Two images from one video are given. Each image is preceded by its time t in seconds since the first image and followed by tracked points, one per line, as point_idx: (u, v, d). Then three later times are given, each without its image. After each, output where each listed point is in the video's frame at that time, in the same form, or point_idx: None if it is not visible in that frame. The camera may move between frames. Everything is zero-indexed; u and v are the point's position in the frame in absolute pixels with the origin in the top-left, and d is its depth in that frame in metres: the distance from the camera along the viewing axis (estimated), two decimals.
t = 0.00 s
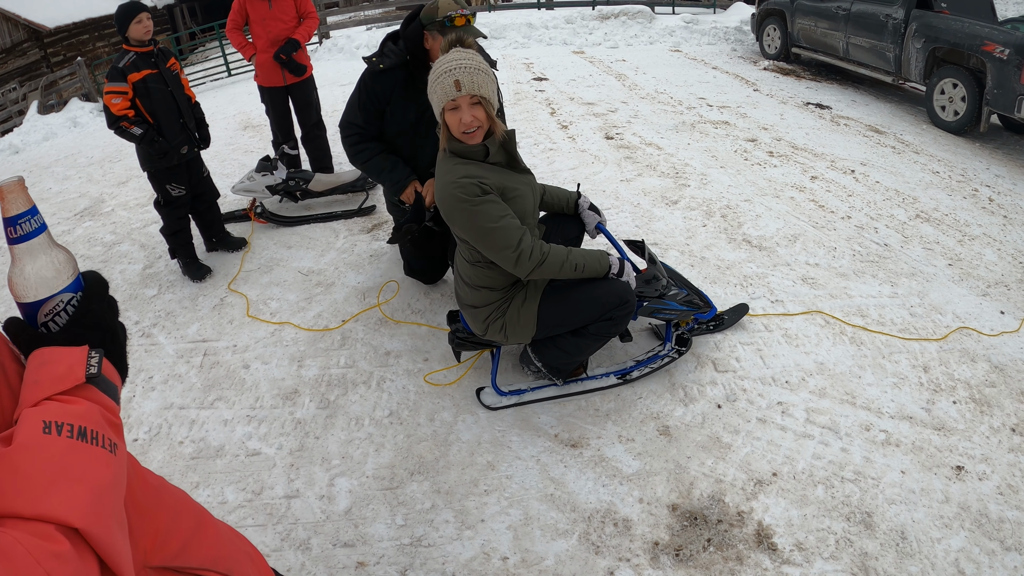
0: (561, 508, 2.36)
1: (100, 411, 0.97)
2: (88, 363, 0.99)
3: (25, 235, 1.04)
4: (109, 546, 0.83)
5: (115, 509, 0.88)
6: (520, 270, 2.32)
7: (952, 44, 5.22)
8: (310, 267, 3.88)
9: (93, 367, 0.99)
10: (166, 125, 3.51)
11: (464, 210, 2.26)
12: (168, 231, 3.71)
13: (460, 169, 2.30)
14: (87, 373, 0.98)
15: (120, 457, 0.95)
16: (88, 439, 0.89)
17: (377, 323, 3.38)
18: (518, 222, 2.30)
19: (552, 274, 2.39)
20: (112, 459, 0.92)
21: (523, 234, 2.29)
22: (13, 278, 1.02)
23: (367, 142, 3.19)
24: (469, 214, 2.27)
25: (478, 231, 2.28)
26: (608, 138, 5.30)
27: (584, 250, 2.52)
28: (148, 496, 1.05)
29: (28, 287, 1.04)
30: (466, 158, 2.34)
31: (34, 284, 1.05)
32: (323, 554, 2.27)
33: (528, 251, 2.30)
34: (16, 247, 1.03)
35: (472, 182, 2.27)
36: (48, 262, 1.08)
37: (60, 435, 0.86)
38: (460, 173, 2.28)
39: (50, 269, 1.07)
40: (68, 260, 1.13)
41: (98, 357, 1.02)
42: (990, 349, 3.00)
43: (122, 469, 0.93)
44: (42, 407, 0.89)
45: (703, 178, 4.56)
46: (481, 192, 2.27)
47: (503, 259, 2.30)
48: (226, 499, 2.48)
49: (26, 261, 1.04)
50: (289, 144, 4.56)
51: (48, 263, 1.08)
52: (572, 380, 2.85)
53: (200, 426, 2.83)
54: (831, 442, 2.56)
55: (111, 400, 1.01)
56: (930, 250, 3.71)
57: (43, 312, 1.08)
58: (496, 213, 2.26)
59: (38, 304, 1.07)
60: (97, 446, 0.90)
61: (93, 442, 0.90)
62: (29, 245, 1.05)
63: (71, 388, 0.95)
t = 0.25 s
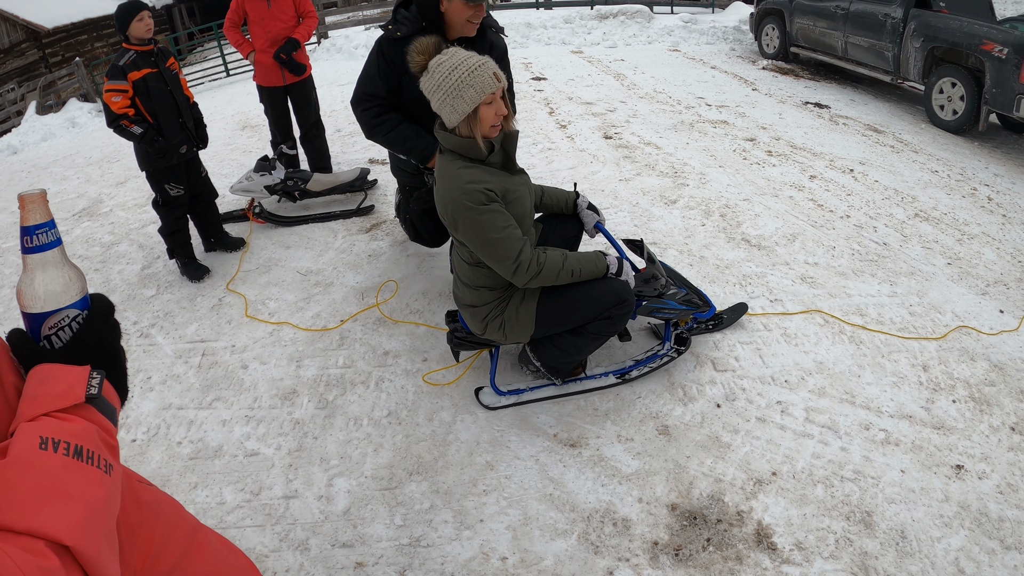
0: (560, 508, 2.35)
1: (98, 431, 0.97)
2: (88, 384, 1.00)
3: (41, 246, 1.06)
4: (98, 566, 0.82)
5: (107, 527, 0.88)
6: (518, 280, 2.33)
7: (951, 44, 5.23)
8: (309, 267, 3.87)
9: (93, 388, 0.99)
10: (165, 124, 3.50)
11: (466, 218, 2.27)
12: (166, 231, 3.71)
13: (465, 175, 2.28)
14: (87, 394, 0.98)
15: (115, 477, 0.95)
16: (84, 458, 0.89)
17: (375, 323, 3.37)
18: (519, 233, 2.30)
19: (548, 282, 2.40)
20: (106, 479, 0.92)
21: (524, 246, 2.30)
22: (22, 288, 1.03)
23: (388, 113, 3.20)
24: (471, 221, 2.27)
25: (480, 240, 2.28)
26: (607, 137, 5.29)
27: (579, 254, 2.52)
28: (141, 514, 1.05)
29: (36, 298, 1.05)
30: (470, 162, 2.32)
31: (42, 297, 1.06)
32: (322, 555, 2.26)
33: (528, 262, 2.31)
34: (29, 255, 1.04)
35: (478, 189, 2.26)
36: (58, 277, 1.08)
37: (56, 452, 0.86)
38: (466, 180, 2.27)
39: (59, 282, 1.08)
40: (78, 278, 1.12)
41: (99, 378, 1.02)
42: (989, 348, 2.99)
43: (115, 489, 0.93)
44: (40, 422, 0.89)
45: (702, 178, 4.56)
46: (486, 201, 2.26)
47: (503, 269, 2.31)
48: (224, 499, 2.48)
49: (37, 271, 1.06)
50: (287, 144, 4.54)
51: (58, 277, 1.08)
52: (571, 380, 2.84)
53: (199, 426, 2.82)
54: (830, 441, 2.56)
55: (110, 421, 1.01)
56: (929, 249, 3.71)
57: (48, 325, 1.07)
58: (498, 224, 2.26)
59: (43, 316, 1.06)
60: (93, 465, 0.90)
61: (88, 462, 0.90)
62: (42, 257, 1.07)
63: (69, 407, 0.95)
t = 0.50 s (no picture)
0: (557, 510, 2.35)
1: (97, 420, 0.96)
2: (86, 373, 0.99)
3: (32, 247, 1.06)
4: (98, 550, 0.81)
5: (108, 514, 0.86)
6: (522, 288, 2.34)
7: (949, 43, 5.22)
8: (307, 268, 3.86)
9: (91, 377, 0.99)
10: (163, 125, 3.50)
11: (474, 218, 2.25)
12: (163, 233, 3.70)
13: (479, 178, 2.26)
14: (84, 382, 0.97)
15: (114, 466, 0.93)
16: (83, 445, 0.88)
17: (373, 325, 3.37)
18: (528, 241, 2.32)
19: (547, 291, 2.42)
20: (105, 466, 0.90)
21: (532, 254, 2.32)
22: (17, 290, 1.03)
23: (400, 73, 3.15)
24: (484, 225, 2.24)
25: (491, 245, 2.26)
26: (605, 138, 5.29)
27: (577, 258, 2.52)
28: (137, 509, 1.03)
29: (32, 299, 1.05)
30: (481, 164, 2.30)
31: (38, 297, 1.05)
32: (320, 557, 2.26)
33: (528, 269, 2.31)
34: (21, 257, 1.05)
35: (493, 194, 2.25)
36: (52, 276, 1.08)
37: (55, 438, 0.85)
38: (481, 183, 2.25)
39: (53, 282, 1.07)
40: (72, 277, 1.13)
41: (97, 367, 1.01)
42: (987, 348, 2.99)
43: (115, 477, 0.92)
44: (38, 412, 0.88)
45: (700, 178, 4.56)
46: (500, 205, 2.26)
47: (510, 275, 2.31)
48: (222, 502, 2.48)
49: (31, 272, 1.06)
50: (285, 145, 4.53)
51: (52, 276, 1.08)
52: (569, 382, 2.83)
53: (197, 429, 2.82)
54: (828, 442, 2.55)
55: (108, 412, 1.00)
56: (927, 249, 3.70)
57: (45, 325, 1.07)
58: (507, 226, 2.25)
59: (39, 316, 1.06)
60: (93, 452, 0.89)
61: (86, 449, 0.89)
62: (35, 258, 1.07)
63: (67, 396, 0.94)
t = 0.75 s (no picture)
0: (555, 512, 2.34)
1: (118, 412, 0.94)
2: (104, 365, 0.96)
3: (43, 238, 1.04)
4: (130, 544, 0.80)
5: (135, 507, 0.85)
6: (534, 291, 2.31)
7: (947, 42, 5.21)
8: (303, 269, 3.85)
9: (110, 369, 0.97)
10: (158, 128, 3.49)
11: (499, 217, 2.18)
12: (160, 235, 3.69)
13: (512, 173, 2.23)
14: (103, 374, 0.95)
15: (139, 457, 0.91)
16: (107, 438, 0.86)
17: (370, 326, 3.36)
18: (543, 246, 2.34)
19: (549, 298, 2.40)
20: (130, 458, 0.88)
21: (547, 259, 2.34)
22: (31, 283, 1.02)
23: (414, 32, 3.15)
24: (519, 218, 2.19)
25: (519, 241, 2.21)
26: (602, 137, 5.28)
27: (579, 262, 2.49)
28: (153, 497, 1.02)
29: (45, 290, 1.04)
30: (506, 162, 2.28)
31: (51, 288, 1.05)
32: (317, 560, 2.24)
33: (539, 275, 2.30)
34: (34, 248, 1.03)
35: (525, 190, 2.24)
36: (65, 266, 1.07)
37: (79, 433, 0.83)
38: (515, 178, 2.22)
39: (67, 272, 1.06)
40: (86, 265, 1.11)
41: (115, 358, 0.99)
42: (986, 347, 2.99)
43: (140, 469, 0.90)
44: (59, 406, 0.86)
45: (698, 177, 4.54)
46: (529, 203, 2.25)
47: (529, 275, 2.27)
48: (219, 505, 2.46)
49: (45, 263, 1.04)
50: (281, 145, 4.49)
51: (65, 266, 1.06)
52: (566, 383, 2.82)
53: (193, 431, 2.81)
54: (826, 443, 2.54)
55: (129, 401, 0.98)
56: (926, 248, 3.70)
57: (60, 315, 1.06)
58: (534, 230, 2.22)
59: (54, 307, 1.05)
60: (117, 445, 0.87)
61: (111, 441, 0.86)
62: (47, 249, 1.05)
63: (87, 388, 0.92)
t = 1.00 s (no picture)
0: (552, 513, 2.33)
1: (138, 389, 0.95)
2: (121, 344, 0.97)
3: (48, 222, 1.05)
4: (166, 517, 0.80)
5: (165, 482, 0.85)
6: (543, 286, 2.23)
7: (944, 40, 5.20)
8: (299, 270, 3.84)
9: (127, 347, 0.98)
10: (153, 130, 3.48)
11: (509, 208, 2.12)
12: (156, 236, 3.67)
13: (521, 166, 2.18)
14: (121, 352, 0.96)
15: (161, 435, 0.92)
16: (131, 414, 0.87)
17: (366, 326, 3.35)
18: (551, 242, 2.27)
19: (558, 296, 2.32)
20: (154, 434, 0.89)
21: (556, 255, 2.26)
22: (35, 266, 1.03)
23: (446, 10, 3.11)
24: (528, 209, 2.12)
25: (529, 233, 2.14)
26: (599, 136, 5.27)
27: (586, 258, 2.44)
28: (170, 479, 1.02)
29: (52, 274, 1.04)
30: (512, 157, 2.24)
31: (58, 271, 1.05)
32: (314, 562, 2.23)
33: (548, 270, 2.22)
34: (38, 233, 1.03)
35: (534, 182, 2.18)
36: (71, 250, 1.07)
37: (103, 410, 0.84)
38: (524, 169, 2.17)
39: (73, 256, 1.06)
40: (91, 248, 1.12)
41: (131, 337, 1.00)
42: (984, 346, 2.98)
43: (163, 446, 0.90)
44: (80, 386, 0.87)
45: (695, 176, 4.54)
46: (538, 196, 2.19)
47: (539, 270, 2.20)
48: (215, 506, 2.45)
49: (50, 247, 1.04)
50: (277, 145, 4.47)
51: (71, 250, 1.07)
52: (563, 383, 2.81)
53: (190, 433, 2.79)
54: (824, 442, 2.54)
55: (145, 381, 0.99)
56: (923, 246, 3.69)
57: (67, 299, 1.07)
58: (544, 222, 2.15)
59: (61, 292, 1.06)
60: (141, 421, 0.88)
61: (135, 418, 0.87)
62: (52, 233, 1.05)
63: (106, 366, 0.93)
